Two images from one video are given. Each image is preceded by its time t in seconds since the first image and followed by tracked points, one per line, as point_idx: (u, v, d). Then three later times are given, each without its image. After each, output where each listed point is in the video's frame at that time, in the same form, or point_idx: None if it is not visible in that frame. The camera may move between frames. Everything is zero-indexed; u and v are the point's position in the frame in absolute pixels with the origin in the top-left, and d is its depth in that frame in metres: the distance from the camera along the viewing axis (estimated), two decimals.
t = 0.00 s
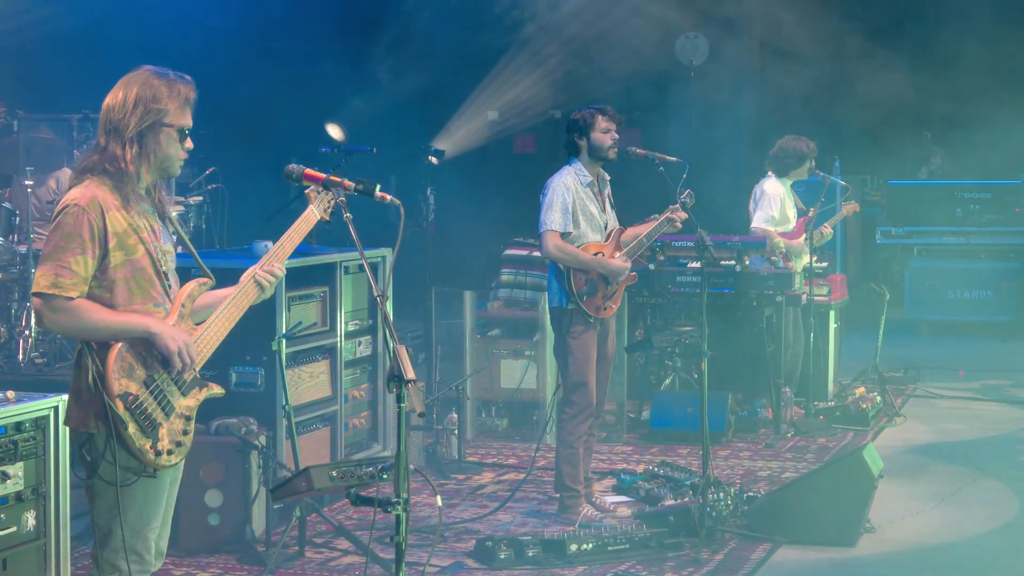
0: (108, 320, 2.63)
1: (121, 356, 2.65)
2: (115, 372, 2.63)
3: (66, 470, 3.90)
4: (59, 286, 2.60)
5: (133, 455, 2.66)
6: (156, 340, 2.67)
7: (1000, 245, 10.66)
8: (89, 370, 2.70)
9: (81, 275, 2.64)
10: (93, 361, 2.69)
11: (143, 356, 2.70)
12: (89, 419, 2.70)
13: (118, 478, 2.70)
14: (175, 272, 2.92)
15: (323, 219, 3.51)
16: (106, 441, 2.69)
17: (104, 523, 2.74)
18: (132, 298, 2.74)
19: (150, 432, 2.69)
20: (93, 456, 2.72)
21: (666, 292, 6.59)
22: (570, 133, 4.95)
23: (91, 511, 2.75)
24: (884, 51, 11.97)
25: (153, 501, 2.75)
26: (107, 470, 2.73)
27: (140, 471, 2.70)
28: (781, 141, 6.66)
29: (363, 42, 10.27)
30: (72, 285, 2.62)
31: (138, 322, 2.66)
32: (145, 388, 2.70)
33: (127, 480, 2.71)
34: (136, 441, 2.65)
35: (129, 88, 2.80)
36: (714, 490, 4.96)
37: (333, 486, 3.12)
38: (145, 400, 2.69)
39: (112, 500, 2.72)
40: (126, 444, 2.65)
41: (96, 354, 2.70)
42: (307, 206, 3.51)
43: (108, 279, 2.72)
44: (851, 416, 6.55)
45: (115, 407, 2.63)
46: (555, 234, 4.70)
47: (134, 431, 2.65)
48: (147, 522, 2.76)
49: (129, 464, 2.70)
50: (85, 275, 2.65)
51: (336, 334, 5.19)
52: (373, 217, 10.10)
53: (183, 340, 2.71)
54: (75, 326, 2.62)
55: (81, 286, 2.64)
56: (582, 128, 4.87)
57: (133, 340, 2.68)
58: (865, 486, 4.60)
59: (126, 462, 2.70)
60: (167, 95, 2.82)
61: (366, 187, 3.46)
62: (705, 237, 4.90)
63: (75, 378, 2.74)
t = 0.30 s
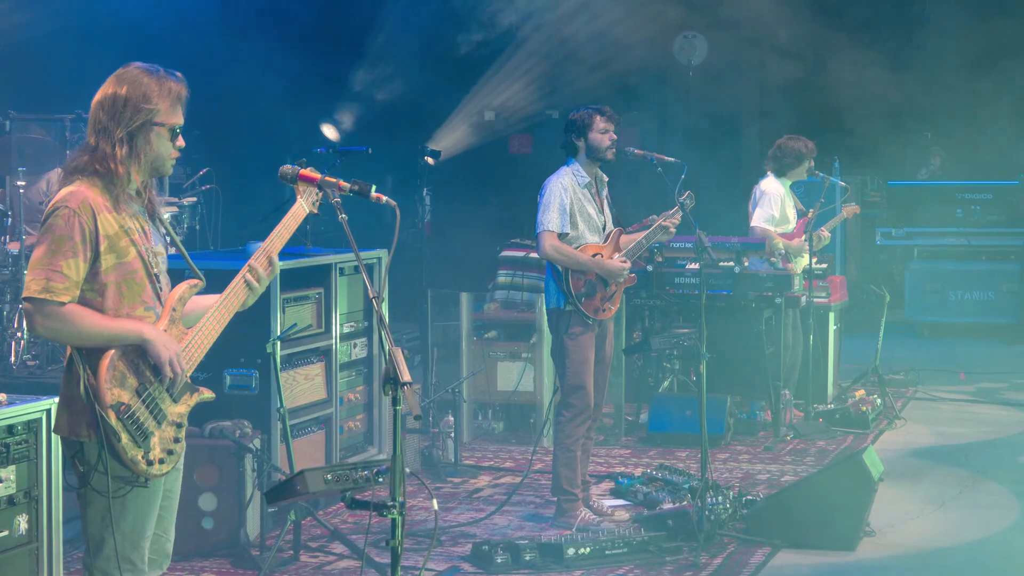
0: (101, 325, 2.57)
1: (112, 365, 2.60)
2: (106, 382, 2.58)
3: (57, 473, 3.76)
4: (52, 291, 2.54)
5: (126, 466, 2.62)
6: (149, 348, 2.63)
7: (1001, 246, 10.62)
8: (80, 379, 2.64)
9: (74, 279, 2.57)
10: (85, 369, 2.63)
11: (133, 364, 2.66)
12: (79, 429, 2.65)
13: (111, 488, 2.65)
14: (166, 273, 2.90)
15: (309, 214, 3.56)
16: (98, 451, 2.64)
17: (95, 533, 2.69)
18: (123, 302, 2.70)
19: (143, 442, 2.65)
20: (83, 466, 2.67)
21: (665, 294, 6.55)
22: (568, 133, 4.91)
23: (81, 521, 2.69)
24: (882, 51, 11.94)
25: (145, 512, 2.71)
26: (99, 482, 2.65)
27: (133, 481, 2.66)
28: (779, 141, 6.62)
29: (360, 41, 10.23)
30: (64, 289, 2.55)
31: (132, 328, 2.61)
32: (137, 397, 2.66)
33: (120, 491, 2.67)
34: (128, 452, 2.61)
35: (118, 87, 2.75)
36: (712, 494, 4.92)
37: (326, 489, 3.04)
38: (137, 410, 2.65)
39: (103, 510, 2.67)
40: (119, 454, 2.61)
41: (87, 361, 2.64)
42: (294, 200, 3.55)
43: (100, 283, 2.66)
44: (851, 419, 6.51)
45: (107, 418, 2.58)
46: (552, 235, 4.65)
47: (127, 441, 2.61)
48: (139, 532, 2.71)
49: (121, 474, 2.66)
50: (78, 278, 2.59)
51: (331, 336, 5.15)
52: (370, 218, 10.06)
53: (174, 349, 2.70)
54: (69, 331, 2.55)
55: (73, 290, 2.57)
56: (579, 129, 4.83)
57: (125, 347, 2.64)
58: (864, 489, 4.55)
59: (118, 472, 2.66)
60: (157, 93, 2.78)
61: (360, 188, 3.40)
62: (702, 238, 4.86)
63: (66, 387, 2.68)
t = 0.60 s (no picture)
0: (95, 333, 2.53)
1: (109, 371, 2.55)
2: (103, 389, 2.53)
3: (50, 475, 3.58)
4: (42, 297, 2.49)
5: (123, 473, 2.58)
6: (143, 354, 2.59)
7: (1003, 247, 10.57)
8: (76, 385, 2.60)
9: (65, 285, 2.53)
10: (80, 375, 2.59)
11: (130, 370, 2.61)
12: (75, 435, 2.60)
13: (107, 494, 2.61)
14: (159, 277, 2.82)
15: (293, 209, 3.56)
16: (94, 457, 2.60)
17: (88, 539, 2.65)
18: (116, 307, 2.65)
19: (140, 448, 2.61)
20: (78, 472, 2.63)
21: (663, 295, 6.51)
22: (565, 133, 4.85)
23: (74, 527, 2.65)
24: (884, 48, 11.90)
25: (142, 518, 2.66)
26: (93, 487, 2.62)
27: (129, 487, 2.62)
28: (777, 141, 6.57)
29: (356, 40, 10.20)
30: (55, 295, 2.51)
31: (125, 336, 2.57)
32: (134, 403, 2.61)
33: (115, 498, 2.62)
34: (126, 459, 2.57)
35: (107, 87, 2.70)
36: (711, 498, 4.87)
37: (321, 492, 2.99)
38: (135, 417, 2.60)
39: (97, 516, 2.63)
40: (116, 461, 2.57)
41: (82, 368, 2.59)
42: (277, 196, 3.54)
43: (92, 287, 2.62)
44: (851, 422, 6.46)
45: (105, 424, 2.54)
46: (549, 236, 4.60)
47: (125, 449, 2.57)
48: (136, 539, 2.67)
49: (118, 480, 2.62)
50: (69, 284, 2.54)
51: (326, 338, 5.09)
52: (366, 219, 10.01)
53: (169, 353, 2.64)
54: (62, 338, 2.52)
55: (64, 296, 2.53)
56: (577, 129, 4.78)
57: (121, 353, 2.59)
58: (865, 494, 4.49)
59: (115, 478, 2.61)
60: (148, 92, 2.72)
61: (356, 188, 3.34)
62: (702, 240, 4.80)
63: (61, 393, 2.63)
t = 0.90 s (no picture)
0: (97, 335, 2.49)
1: (112, 371, 2.51)
2: (106, 389, 2.49)
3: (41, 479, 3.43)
4: (44, 300, 2.45)
5: (125, 474, 2.54)
6: (146, 356, 2.54)
7: (1006, 249, 10.55)
8: (77, 387, 2.55)
9: (67, 288, 2.49)
10: (81, 377, 2.55)
11: (132, 371, 2.57)
12: (74, 437, 2.55)
13: (106, 496, 2.57)
14: (157, 279, 2.78)
15: (282, 215, 3.50)
16: (93, 459, 2.55)
17: (84, 542, 2.60)
18: (116, 310, 2.60)
19: (142, 449, 2.57)
20: (75, 474, 2.57)
21: (660, 298, 6.46)
22: (561, 135, 4.81)
23: (70, 530, 2.60)
24: (885, 49, 11.85)
25: (140, 522, 2.62)
26: (89, 490, 2.57)
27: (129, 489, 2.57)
28: (776, 142, 6.53)
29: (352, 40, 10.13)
30: (56, 298, 2.46)
31: (128, 337, 2.52)
32: (136, 403, 2.57)
33: (113, 500, 2.57)
34: (129, 460, 2.53)
35: (108, 87, 2.62)
36: (710, 502, 4.82)
37: (316, 496, 2.94)
38: (137, 418, 2.57)
39: (95, 519, 2.58)
40: (119, 462, 2.53)
41: (82, 369, 2.55)
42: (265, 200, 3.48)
43: (93, 290, 2.57)
44: (850, 425, 6.41)
45: (107, 425, 2.50)
46: (547, 238, 4.56)
47: (127, 449, 2.53)
48: (133, 542, 2.62)
49: (118, 482, 2.57)
50: (70, 287, 2.50)
51: (321, 341, 5.03)
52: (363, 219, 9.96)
53: (172, 355, 2.60)
54: (64, 341, 2.47)
55: (66, 299, 2.49)
56: (574, 129, 4.73)
57: (122, 354, 2.55)
58: (865, 498, 4.45)
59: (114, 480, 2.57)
60: (148, 94, 2.64)
61: (352, 189, 3.29)
62: (701, 242, 4.76)
63: (60, 394, 2.58)
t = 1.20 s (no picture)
0: (103, 334, 2.44)
1: (116, 370, 2.47)
2: (110, 388, 2.46)
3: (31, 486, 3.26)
4: (50, 300, 2.41)
5: (129, 474, 2.49)
6: (152, 355, 2.49)
7: (1008, 249, 10.50)
8: (81, 386, 2.51)
9: (73, 288, 2.45)
10: (85, 376, 2.50)
11: (137, 371, 2.52)
12: (80, 437, 2.51)
13: (110, 496, 2.52)
14: (165, 280, 2.73)
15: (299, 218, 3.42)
16: (98, 458, 2.51)
17: (88, 543, 2.55)
18: (123, 310, 2.55)
19: (148, 449, 2.52)
20: (81, 473, 2.52)
21: (658, 300, 6.42)
22: (559, 135, 4.76)
23: (75, 530, 2.56)
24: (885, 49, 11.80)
25: (145, 523, 2.57)
26: (95, 489, 2.53)
27: (134, 489, 2.52)
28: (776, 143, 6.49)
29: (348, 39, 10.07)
30: (62, 297, 2.43)
31: (135, 337, 2.48)
32: (141, 403, 2.52)
33: (119, 501, 2.53)
34: (133, 458, 2.48)
35: (116, 89, 2.59)
36: (708, 505, 4.77)
37: (310, 501, 2.92)
38: (141, 417, 2.52)
39: (99, 518, 2.53)
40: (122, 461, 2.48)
41: (87, 369, 2.50)
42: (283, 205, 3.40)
43: (99, 291, 2.52)
44: (850, 428, 6.36)
45: (111, 424, 2.46)
46: (543, 239, 4.51)
47: (131, 448, 2.48)
48: (137, 543, 2.57)
49: (122, 482, 2.52)
50: (77, 287, 2.45)
51: (315, 343, 4.98)
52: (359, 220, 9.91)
53: (179, 355, 2.55)
54: (70, 341, 2.43)
55: (72, 298, 2.45)
56: (572, 129, 4.69)
57: (127, 354, 2.50)
58: (865, 503, 4.40)
59: (120, 480, 2.52)
60: (155, 96, 2.60)
61: (347, 190, 3.24)
62: (698, 242, 4.71)
63: (67, 394, 2.54)
